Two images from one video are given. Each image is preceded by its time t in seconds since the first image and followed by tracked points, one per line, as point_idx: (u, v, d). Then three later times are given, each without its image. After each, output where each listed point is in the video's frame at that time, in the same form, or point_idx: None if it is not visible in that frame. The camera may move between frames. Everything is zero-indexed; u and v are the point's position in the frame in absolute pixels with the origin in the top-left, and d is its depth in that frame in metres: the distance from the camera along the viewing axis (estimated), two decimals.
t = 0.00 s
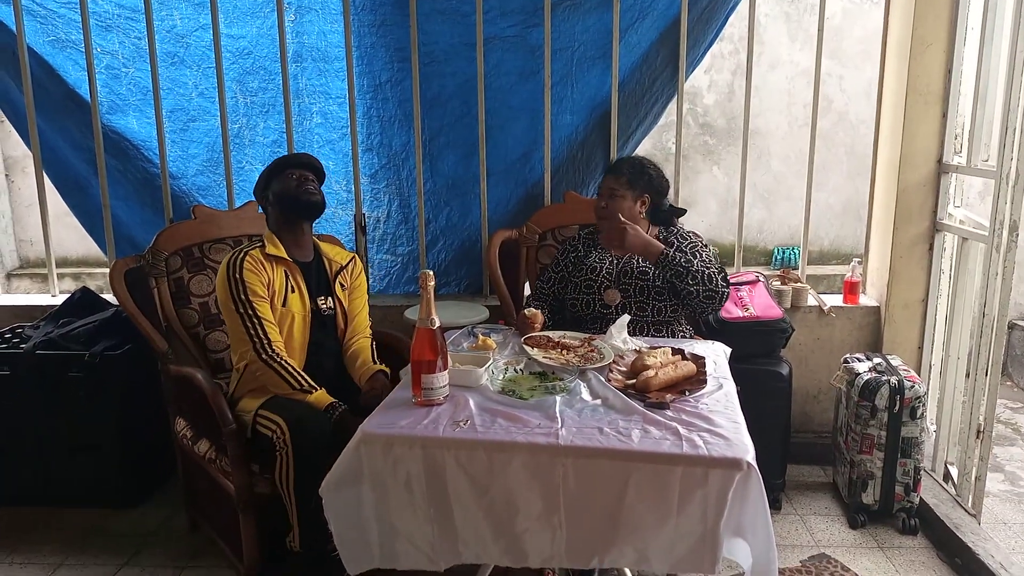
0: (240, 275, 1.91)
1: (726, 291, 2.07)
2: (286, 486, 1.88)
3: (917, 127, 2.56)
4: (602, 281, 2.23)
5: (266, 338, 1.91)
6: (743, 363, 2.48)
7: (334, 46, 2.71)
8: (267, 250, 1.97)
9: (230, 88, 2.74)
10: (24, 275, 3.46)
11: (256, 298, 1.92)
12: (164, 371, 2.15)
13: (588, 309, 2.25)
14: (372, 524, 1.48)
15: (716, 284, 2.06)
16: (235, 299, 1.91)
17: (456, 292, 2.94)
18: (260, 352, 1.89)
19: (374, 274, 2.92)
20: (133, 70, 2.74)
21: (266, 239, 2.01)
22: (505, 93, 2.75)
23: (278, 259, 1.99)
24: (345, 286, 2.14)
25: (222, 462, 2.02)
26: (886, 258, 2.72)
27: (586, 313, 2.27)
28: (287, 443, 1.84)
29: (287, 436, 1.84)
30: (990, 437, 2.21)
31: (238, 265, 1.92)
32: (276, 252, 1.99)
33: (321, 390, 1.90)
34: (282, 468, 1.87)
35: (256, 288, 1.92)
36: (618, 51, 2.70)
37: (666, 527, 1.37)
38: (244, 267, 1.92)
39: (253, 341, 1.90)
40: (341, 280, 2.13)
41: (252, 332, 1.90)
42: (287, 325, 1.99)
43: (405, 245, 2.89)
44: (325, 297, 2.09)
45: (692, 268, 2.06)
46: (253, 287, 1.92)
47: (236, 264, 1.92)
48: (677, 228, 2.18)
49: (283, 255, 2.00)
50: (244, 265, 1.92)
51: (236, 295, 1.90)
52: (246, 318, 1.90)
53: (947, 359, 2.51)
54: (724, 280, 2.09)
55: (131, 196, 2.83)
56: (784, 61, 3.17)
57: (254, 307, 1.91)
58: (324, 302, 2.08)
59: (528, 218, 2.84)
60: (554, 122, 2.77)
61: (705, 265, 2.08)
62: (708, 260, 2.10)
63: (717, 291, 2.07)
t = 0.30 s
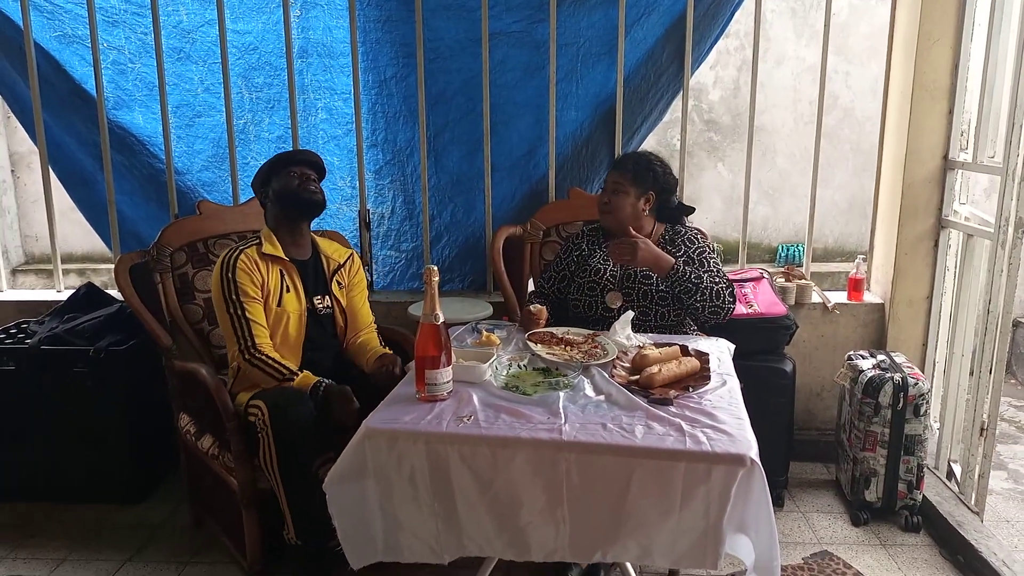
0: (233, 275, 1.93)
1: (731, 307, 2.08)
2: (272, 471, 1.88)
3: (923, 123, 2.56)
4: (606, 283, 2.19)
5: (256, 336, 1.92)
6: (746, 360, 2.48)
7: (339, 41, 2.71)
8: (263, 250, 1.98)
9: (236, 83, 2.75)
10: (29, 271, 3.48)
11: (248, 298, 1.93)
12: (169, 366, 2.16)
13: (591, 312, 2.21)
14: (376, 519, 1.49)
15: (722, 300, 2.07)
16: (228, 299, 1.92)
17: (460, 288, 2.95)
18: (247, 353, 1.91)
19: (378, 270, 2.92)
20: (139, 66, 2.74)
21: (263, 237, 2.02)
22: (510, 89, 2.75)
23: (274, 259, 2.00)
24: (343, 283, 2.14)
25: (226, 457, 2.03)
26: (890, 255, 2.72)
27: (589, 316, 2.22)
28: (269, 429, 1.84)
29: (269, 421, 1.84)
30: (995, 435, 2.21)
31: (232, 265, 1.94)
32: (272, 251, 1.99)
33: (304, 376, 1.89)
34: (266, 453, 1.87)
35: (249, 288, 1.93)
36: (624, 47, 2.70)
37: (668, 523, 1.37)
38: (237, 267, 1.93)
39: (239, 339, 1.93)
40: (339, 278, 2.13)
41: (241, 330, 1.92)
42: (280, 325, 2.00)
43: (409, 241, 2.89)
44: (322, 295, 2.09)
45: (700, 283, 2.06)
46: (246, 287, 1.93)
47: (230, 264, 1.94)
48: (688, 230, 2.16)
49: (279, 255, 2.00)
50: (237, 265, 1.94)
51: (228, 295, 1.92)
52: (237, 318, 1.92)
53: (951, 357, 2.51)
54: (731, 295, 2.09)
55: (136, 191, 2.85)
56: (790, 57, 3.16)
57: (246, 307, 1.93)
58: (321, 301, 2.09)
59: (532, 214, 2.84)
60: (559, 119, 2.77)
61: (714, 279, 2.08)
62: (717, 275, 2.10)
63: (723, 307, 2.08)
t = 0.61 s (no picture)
0: (235, 297, 1.91)
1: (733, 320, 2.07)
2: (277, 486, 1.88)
3: (925, 128, 2.56)
4: (605, 292, 2.16)
5: (256, 360, 1.90)
6: (749, 364, 2.48)
7: (341, 46, 2.72)
8: (267, 271, 1.95)
9: (238, 88, 2.76)
10: (32, 275, 3.48)
11: (251, 322, 1.91)
12: (171, 370, 2.16)
13: (590, 321, 2.19)
14: (378, 522, 1.49)
15: (723, 313, 2.06)
16: (230, 322, 1.91)
17: (462, 292, 2.95)
18: (246, 373, 1.90)
19: (381, 274, 2.93)
20: (142, 70, 2.75)
21: (268, 256, 1.98)
22: (512, 93, 2.76)
23: (278, 281, 1.97)
24: (348, 292, 2.13)
25: (228, 461, 2.03)
26: (893, 259, 2.72)
27: (588, 325, 2.20)
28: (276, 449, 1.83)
29: (275, 441, 1.83)
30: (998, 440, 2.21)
31: (234, 286, 1.92)
32: (276, 273, 1.96)
33: (296, 381, 1.85)
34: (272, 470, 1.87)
35: (251, 311, 1.92)
36: (626, 52, 2.70)
37: (671, 527, 1.37)
38: (240, 290, 1.91)
39: (239, 360, 1.92)
40: (343, 288, 2.12)
41: (241, 353, 1.91)
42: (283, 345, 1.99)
43: (411, 245, 2.89)
44: (325, 309, 2.08)
45: (701, 296, 2.05)
46: (249, 310, 1.91)
47: (233, 287, 1.92)
48: (691, 238, 2.15)
49: (283, 277, 1.97)
50: (240, 288, 1.91)
51: (231, 317, 1.91)
52: (238, 340, 1.91)
53: (953, 362, 2.50)
54: (733, 308, 2.08)
55: (139, 195, 2.85)
56: (792, 62, 3.16)
57: (248, 329, 1.91)
58: (324, 316, 2.07)
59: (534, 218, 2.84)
60: (561, 123, 2.77)
61: (716, 292, 2.07)
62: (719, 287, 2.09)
63: (724, 320, 2.06)
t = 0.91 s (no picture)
0: (248, 315, 1.89)
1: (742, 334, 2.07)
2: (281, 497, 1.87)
3: (927, 134, 2.56)
4: (607, 303, 2.15)
5: (265, 374, 1.90)
6: (751, 370, 2.48)
7: (344, 52, 2.73)
8: (281, 290, 1.93)
9: (242, 93, 2.76)
10: (35, 279, 3.49)
11: (262, 340, 1.90)
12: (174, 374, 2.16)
13: (591, 331, 2.18)
14: (380, 527, 1.49)
15: (734, 328, 2.06)
16: (241, 339, 1.89)
17: (465, 297, 2.95)
18: (253, 387, 1.90)
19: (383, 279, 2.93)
20: (146, 75, 2.76)
21: (283, 275, 1.94)
22: (515, 99, 2.77)
23: (292, 300, 1.94)
24: (361, 309, 2.07)
25: (231, 466, 2.03)
26: (895, 265, 2.72)
27: (589, 334, 2.19)
28: (281, 457, 1.83)
29: (280, 449, 1.82)
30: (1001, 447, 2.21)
31: (247, 304, 1.90)
32: (290, 292, 1.94)
33: (307, 390, 1.88)
34: (277, 480, 1.86)
35: (264, 330, 1.90)
36: (628, 58, 2.71)
37: (673, 533, 1.37)
38: (252, 307, 1.90)
39: (248, 375, 1.91)
40: (357, 305, 2.06)
41: (251, 368, 1.90)
42: (292, 360, 1.98)
43: (414, 251, 2.90)
44: (337, 326, 2.05)
45: (710, 312, 2.05)
46: (261, 328, 1.90)
47: (246, 304, 1.90)
48: (693, 247, 2.14)
49: (298, 296, 1.95)
50: (253, 306, 1.90)
51: (243, 334, 1.89)
52: (248, 357, 1.90)
53: (956, 368, 2.50)
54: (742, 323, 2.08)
55: (142, 200, 2.86)
56: (794, 68, 3.16)
57: (259, 346, 1.90)
58: (335, 332, 2.04)
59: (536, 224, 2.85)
60: (563, 129, 2.78)
61: (724, 307, 2.07)
62: (726, 302, 2.10)
63: (735, 335, 2.06)
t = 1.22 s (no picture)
0: (268, 318, 1.88)
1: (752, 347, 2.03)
2: (296, 495, 1.87)
3: (938, 139, 2.55)
4: (614, 307, 2.14)
5: (279, 376, 1.91)
6: (758, 373, 2.47)
7: (355, 52, 2.74)
8: (302, 294, 1.92)
9: (253, 93, 2.78)
10: (45, 276, 3.51)
11: (280, 343, 1.90)
12: (183, 371, 2.17)
13: (598, 334, 2.17)
14: (387, 526, 1.49)
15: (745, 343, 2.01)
16: (259, 341, 1.89)
17: (472, 298, 2.96)
18: (267, 387, 1.91)
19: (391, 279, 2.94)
20: (157, 74, 2.78)
21: (303, 277, 1.93)
22: (524, 100, 2.77)
23: (312, 303, 1.94)
24: (376, 310, 2.08)
25: (238, 463, 2.04)
26: (904, 269, 2.71)
27: (596, 337, 2.18)
28: (298, 455, 1.83)
29: (297, 447, 1.83)
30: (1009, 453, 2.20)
31: (267, 306, 1.89)
32: (311, 296, 1.93)
33: (322, 389, 1.90)
34: (292, 478, 1.86)
35: (282, 333, 1.90)
36: (638, 60, 2.71)
37: (679, 535, 1.37)
38: (273, 310, 1.89)
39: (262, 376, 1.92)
40: (372, 307, 2.07)
41: (266, 370, 1.90)
42: (307, 362, 1.98)
43: (422, 251, 2.91)
44: (352, 328, 2.06)
45: (725, 331, 1.99)
46: (279, 331, 1.89)
47: (266, 307, 1.89)
48: (701, 252, 2.13)
49: (318, 299, 1.94)
50: (273, 309, 1.89)
51: (261, 336, 1.89)
52: (265, 359, 1.90)
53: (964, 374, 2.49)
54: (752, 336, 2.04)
55: (153, 198, 2.87)
56: (804, 71, 3.15)
57: (276, 349, 1.90)
58: (350, 334, 2.05)
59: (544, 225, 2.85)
60: (572, 130, 2.78)
61: (738, 324, 2.02)
62: (738, 315, 2.06)
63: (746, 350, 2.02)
